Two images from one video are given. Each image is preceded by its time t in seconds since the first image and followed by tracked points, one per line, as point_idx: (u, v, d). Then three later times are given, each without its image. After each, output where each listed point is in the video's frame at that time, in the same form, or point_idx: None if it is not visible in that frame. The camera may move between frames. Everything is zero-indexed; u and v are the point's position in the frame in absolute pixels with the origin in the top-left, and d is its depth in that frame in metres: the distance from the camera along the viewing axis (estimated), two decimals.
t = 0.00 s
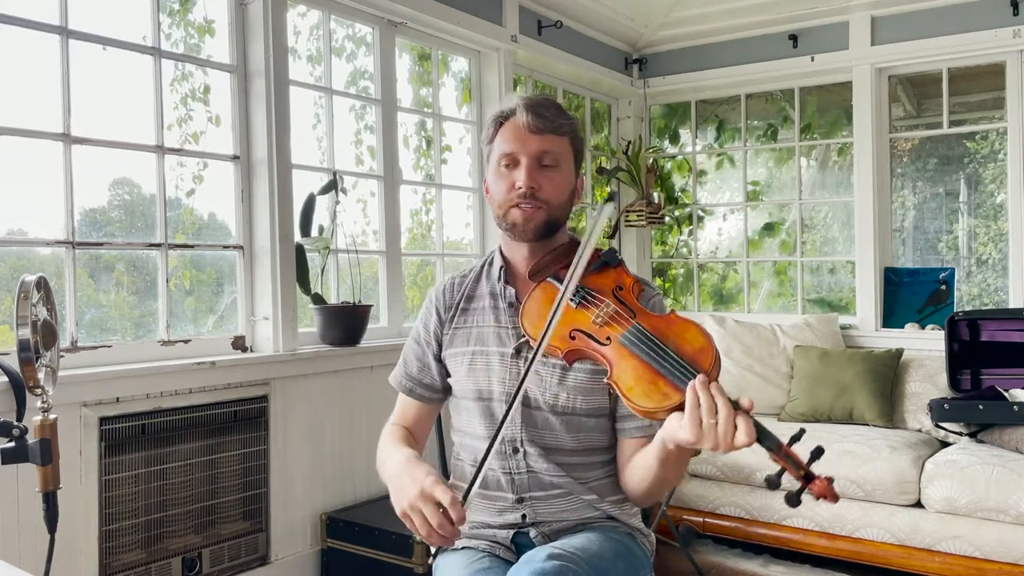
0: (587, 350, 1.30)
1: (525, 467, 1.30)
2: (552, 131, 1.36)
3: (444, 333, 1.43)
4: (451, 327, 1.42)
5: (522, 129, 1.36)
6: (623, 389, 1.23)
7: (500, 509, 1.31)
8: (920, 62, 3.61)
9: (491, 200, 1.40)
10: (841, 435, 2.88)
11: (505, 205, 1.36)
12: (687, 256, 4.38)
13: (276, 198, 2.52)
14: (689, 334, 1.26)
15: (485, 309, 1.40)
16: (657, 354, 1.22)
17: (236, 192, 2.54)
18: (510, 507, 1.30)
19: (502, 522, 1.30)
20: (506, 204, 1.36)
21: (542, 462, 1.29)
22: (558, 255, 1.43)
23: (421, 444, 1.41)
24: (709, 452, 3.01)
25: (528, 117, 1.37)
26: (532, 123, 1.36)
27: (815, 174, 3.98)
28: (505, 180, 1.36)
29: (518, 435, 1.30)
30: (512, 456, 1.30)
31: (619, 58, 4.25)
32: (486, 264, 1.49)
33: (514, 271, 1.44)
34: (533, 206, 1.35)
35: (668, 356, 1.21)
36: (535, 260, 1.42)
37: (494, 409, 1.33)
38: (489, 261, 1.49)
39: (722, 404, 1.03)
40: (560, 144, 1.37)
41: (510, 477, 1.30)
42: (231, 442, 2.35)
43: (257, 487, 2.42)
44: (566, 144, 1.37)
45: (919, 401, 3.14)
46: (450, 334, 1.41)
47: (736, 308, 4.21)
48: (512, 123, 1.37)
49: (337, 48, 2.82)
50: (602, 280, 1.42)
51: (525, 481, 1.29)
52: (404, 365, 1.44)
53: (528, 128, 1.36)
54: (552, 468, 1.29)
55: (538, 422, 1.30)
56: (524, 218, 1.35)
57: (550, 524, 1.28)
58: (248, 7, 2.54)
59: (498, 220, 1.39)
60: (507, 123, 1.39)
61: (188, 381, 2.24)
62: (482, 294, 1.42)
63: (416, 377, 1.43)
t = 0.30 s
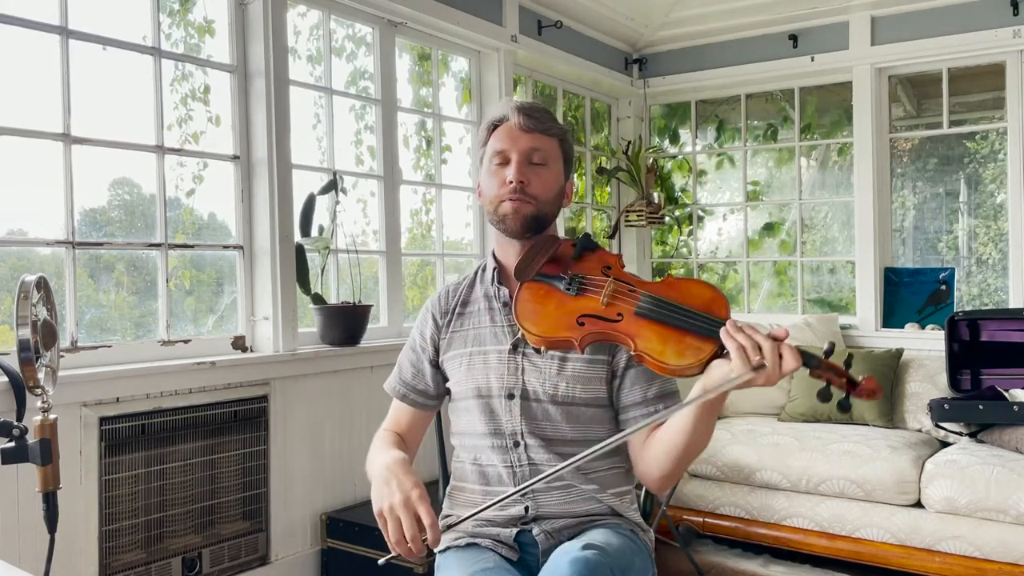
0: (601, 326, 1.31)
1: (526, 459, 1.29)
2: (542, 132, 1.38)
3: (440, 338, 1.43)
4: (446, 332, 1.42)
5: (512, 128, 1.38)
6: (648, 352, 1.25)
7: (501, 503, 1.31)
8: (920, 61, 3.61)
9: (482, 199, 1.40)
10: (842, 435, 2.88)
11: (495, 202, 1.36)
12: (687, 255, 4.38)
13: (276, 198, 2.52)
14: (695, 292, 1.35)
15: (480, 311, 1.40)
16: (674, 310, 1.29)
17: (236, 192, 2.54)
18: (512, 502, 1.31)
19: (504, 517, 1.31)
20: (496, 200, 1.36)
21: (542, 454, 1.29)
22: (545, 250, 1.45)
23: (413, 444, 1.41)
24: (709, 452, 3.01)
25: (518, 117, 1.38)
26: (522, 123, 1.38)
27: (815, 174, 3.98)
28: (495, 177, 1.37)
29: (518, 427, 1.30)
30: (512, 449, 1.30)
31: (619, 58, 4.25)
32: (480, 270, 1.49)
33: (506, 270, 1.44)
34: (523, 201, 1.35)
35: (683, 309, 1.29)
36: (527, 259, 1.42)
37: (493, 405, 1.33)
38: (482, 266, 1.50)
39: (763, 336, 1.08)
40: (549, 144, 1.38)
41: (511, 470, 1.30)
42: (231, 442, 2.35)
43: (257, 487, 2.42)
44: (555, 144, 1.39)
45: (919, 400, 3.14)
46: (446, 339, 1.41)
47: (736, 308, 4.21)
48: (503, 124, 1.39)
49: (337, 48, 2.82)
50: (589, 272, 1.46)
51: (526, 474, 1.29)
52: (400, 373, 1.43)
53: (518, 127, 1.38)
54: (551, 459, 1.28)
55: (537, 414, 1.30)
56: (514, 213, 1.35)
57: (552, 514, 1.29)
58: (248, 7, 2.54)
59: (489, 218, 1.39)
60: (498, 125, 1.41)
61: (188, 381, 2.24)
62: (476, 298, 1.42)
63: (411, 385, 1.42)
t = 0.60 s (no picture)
0: (620, 359, 1.23)
1: (530, 458, 1.30)
2: (542, 132, 1.39)
3: (442, 337, 1.42)
4: (449, 330, 1.42)
5: (512, 129, 1.39)
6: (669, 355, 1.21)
7: (502, 504, 1.30)
8: (920, 62, 3.61)
9: (482, 197, 1.40)
10: (841, 435, 2.88)
11: (495, 198, 1.36)
12: (687, 255, 4.38)
13: (276, 198, 2.52)
14: (659, 277, 1.30)
15: (483, 310, 1.40)
16: (664, 303, 1.25)
17: (235, 192, 2.54)
18: (513, 501, 1.30)
19: (505, 519, 1.30)
20: (497, 197, 1.36)
21: (547, 452, 1.30)
22: (518, 334, 1.25)
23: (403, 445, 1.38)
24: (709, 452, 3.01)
25: (518, 118, 1.40)
26: (522, 122, 1.39)
27: (815, 174, 3.98)
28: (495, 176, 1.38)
29: (524, 425, 1.30)
30: (516, 448, 1.31)
31: (619, 58, 4.25)
32: (478, 272, 1.48)
33: (508, 271, 1.44)
34: (524, 198, 1.34)
35: (669, 296, 1.26)
36: (528, 259, 1.42)
37: (499, 402, 1.33)
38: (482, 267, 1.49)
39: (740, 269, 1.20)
40: (550, 143, 1.39)
41: (514, 469, 1.30)
42: (231, 442, 2.35)
43: (257, 487, 2.42)
44: (555, 143, 1.39)
45: (919, 400, 3.14)
46: (448, 338, 1.41)
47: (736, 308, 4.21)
48: (503, 125, 1.40)
49: (337, 48, 2.82)
50: (556, 317, 1.28)
51: (529, 473, 1.29)
52: (398, 373, 1.42)
53: (518, 127, 1.39)
54: (555, 457, 1.29)
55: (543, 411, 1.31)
56: (516, 209, 1.35)
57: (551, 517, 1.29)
58: (248, 7, 2.54)
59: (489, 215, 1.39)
60: (498, 126, 1.42)
61: (188, 381, 2.24)
62: (478, 298, 1.43)
63: (410, 384, 1.42)
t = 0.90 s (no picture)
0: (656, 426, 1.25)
1: (536, 468, 1.30)
2: (567, 134, 1.38)
3: (450, 336, 1.42)
4: (459, 329, 1.41)
5: (538, 130, 1.38)
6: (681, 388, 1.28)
7: (505, 510, 1.32)
8: (921, 61, 3.61)
9: (502, 199, 1.40)
10: (841, 435, 2.88)
11: (517, 204, 1.37)
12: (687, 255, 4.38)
13: (276, 198, 2.52)
14: (613, 341, 1.33)
15: (495, 311, 1.41)
16: (640, 360, 1.30)
17: (236, 192, 2.54)
18: (515, 508, 1.31)
19: (506, 522, 1.31)
20: (519, 203, 1.36)
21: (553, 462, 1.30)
22: (571, 488, 1.22)
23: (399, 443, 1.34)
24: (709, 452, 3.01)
25: (544, 119, 1.38)
26: (550, 124, 1.38)
27: (815, 175, 3.98)
28: (520, 178, 1.37)
29: (533, 434, 1.31)
30: (524, 456, 1.31)
31: (619, 58, 4.25)
32: (488, 268, 1.49)
33: (522, 273, 1.44)
34: (546, 207, 1.35)
35: (637, 349, 1.31)
36: (542, 264, 1.43)
37: (509, 408, 1.33)
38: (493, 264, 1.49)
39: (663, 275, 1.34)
40: (575, 146, 1.38)
41: (519, 478, 1.31)
42: (231, 442, 2.35)
43: (257, 487, 2.42)
44: (581, 148, 1.39)
45: (919, 401, 3.14)
46: (458, 337, 1.41)
47: (736, 308, 4.21)
48: (529, 124, 1.39)
49: (337, 48, 2.82)
50: (577, 444, 1.25)
51: (534, 482, 1.30)
52: (405, 369, 1.40)
53: (545, 128, 1.38)
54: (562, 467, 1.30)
55: (553, 418, 1.31)
56: (537, 220, 1.36)
57: (551, 524, 1.30)
58: (248, 7, 2.54)
59: (509, 220, 1.39)
60: (524, 124, 1.40)
61: (188, 381, 2.24)
62: (490, 298, 1.43)
63: (417, 380, 1.39)
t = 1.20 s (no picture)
0: (682, 473, 1.34)
1: (540, 484, 1.31)
2: (589, 144, 1.36)
3: (451, 342, 1.41)
4: (461, 335, 1.41)
5: (560, 139, 1.35)
6: (699, 430, 1.36)
7: (505, 523, 1.32)
8: (921, 61, 3.61)
9: (518, 208, 1.39)
10: (841, 435, 2.89)
11: (535, 217, 1.36)
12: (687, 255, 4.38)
13: (276, 198, 2.52)
14: (623, 391, 1.33)
15: (499, 320, 1.40)
16: (656, 414, 1.35)
17: (236, 192, 2.54)
18: (516, 522, 1.31)
19: (505, 533, 1.32)
20: (537, 216, 1.35)
21: (557, 478, 1.31)
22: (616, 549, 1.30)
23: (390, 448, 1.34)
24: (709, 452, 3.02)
25: (567, 127, 1.35)
26: (571, 133, 1.35)
27: (815, 175, 3.98)
28: (539, 189, 1.35)
29: (538, 450, 1.31)
30: (528, 471, 1.31)
31: (619, 58, 4.25)
32: (491, 269, 1.48)
33: (529, 280, 1.44)
34: (565, 223, 1.35)
35: (651, 396, 1.34)
36: (551, 273, 1.43)
37: (513, 423, 1.32)
38: (498, 264, 1.49)
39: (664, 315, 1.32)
40: (596, 157, 1.36)
41: (521, 493, 1.31)
42: (231, 442, 2.35)
43: (257, 487, 2.42)
44: (601, 159, 1.37)
45: (919, 400, 3.14)
46: (460, 345, 1.40)
47: (735, 308, 4.21)
48: (550, 131, 1.36)
49: (337, 48, 2.82)
50: (612, 505, 1.30)
51: (537, 498, 1.31)
52: (401, 374, 1.39)
53: (567, 138, 1.35)
54: (564, 485, 1.31)
55: (558, 433, 1.32)
56: (553, 234, 1.36)
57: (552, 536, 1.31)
58: (248, 7, 2.54)
59: (524, 231, 1.38)
60: (544, 129, 1.37)
61: (188, 381, 2.24)
62: (494, 304, 1.42)
63: (415, 386, 1.39)
